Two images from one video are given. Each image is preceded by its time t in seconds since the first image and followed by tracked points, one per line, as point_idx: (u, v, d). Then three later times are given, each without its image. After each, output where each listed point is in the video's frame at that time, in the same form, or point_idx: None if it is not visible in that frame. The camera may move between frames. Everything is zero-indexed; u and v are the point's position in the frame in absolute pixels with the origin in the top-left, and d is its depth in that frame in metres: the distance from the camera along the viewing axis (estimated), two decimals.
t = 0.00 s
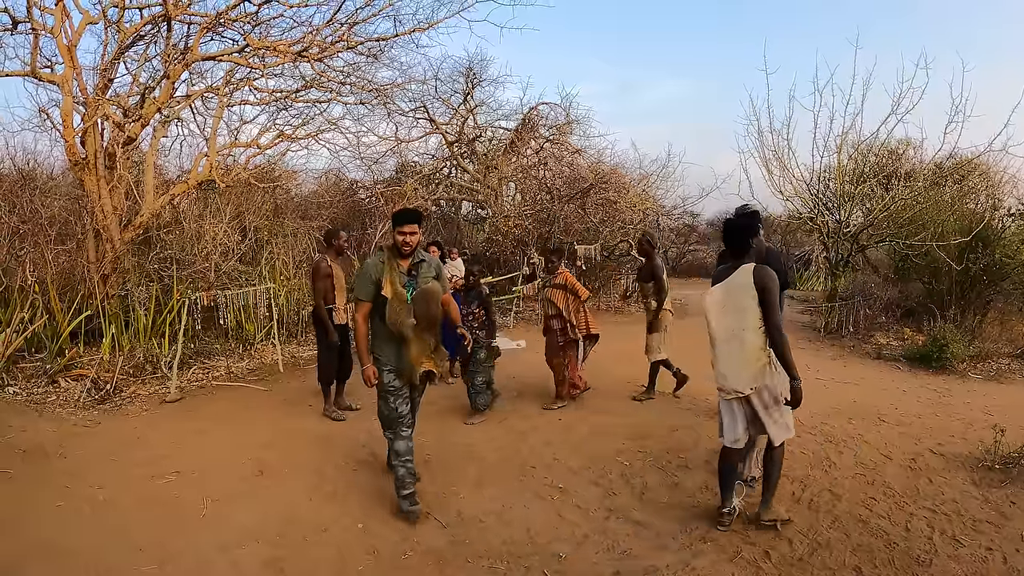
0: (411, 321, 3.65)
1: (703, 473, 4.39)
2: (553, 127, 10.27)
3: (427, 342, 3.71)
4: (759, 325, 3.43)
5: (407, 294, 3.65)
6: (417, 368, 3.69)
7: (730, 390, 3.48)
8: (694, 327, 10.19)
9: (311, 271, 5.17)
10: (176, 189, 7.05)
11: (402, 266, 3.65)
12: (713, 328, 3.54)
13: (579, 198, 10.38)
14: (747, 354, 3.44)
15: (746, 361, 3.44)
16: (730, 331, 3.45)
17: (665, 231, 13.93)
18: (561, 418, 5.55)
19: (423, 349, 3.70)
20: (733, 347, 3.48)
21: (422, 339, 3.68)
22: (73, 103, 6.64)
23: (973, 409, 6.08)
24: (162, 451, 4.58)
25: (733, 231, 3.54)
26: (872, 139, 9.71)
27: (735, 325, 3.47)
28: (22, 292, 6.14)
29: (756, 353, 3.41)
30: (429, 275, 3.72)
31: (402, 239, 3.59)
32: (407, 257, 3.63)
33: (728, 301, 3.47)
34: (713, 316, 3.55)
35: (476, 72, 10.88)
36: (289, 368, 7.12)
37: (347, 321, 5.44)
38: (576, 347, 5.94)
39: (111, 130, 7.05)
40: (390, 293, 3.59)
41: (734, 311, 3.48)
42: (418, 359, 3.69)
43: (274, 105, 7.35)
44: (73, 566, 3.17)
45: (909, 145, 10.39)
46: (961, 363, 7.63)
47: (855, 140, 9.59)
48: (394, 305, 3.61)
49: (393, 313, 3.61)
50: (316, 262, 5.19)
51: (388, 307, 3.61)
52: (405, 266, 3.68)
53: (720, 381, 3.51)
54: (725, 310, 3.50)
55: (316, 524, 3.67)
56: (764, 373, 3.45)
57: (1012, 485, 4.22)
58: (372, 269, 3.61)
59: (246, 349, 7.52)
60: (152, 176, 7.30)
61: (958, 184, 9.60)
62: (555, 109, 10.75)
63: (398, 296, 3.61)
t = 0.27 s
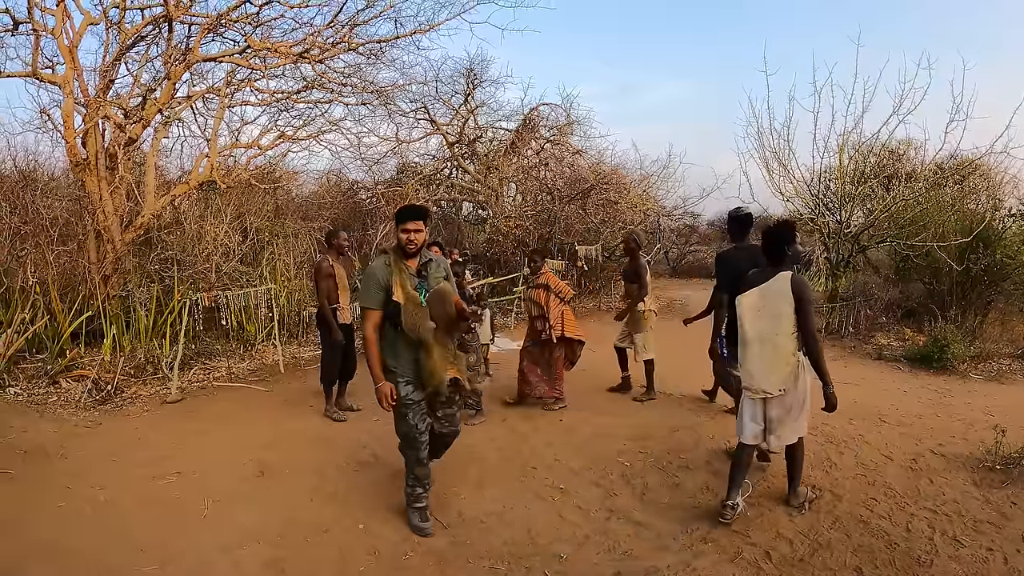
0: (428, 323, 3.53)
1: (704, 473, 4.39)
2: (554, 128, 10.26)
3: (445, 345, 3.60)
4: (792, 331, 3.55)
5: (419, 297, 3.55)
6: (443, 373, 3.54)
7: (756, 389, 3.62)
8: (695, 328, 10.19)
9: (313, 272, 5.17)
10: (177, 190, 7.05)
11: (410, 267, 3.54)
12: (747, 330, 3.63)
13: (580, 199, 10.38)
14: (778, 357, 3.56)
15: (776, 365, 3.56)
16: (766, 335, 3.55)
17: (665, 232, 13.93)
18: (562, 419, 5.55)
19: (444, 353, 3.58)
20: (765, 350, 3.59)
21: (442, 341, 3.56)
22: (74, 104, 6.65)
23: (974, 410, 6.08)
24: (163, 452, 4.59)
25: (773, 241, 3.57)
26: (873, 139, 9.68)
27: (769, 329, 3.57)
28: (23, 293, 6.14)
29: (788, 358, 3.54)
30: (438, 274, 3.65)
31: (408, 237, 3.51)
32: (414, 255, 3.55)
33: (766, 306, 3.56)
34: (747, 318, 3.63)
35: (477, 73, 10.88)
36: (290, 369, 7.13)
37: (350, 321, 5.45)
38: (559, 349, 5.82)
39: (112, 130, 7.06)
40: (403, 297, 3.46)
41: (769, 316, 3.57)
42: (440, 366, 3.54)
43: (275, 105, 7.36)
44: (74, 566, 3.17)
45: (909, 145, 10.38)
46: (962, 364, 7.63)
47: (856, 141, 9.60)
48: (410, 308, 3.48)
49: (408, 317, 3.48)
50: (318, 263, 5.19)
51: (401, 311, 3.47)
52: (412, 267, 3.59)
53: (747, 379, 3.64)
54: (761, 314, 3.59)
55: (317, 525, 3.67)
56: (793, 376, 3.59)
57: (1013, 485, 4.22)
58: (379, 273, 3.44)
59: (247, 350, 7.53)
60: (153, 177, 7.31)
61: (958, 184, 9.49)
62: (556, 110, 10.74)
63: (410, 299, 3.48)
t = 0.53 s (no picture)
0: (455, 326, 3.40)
1: (705, 474, 4.39)
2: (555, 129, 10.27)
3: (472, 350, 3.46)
4: (827, 331, 3.76)
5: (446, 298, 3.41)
6: (471, 380, 3.36)
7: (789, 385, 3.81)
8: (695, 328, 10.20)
9: (312, 272, 5.16)
10: (177, 190, 7.05)
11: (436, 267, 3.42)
12: (784, 328, 3.83)
13: (581, 199, 10.38)
14: (812, 355, 3.76)
15: (810, 362, 3.76)
16: (802, 333, 3.75)
17: (666, 232, 13.95)
18: (563, 420, 5.55)
19: (473, 359, 3.42)
20: (801, 347, 3.80)
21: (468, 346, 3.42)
22: (75, 105, 6.66)
23: (974, 410, 6.08)
24: (164, 452, 4.60)
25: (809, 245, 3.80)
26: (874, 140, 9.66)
27: (805, 328, 3.78)
28: (24, 293, 6.15)
29: (822, 356, 3.74)
30: (462, 276, 3.58)
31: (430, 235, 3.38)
32: (438, 254, 3.43)
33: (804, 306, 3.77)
34: (784, 317, 3.84)
35: (478, 73, 10.88)
36: (291, 369, 7.13)
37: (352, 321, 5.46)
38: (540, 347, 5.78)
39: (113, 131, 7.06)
40: (428, 298, 3.32)
41: (806, 316, 3.79)
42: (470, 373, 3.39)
43: (276, 106, 7.37)
44: (75, 566, 3.18)
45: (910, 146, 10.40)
46: (962, 364, 7.64)
47: (856, 141, 9.61)
48: (435, 311, 3.35)
49: (434, 319, 3.34)
50: (317, 263, 5.18)
51: (426, 314, 3.35)
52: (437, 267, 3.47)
53: (781, 375, 3.83)
54: (797, 313, 3.80)
55: (318, 525, 3.68)
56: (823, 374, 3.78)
57: (1014, 486, 4.23)
58: (401, 272, 3.29)
59: (248, 350, 7.54)
60: (154, 177, 7.31)
61: (959, 185, 9.46)
62: (557, 111, 10.74)
63: (435, 300, 3.35)
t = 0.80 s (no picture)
0: (497, 334, 3.34)
1: (705, 475, 4.39)
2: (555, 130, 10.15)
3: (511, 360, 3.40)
4: (839, 323, 3.85)
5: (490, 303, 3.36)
6: (512, 392, 3.34)
7: (805, 378, 3.84)
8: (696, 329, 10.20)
9: (311, 273, 5.14)
10: (178, 191, 7.05)
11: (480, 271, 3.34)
12: (799, 323, 3.88)
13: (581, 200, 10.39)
14: (828, 348, 3.82)
15: (826, 356, 3.82)
16: (818, 327, 3.81)
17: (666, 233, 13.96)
18: (563, 420, 5.55)
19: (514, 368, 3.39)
20: (816, 342, 3.84)
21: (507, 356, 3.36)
22: (75, 105, 6.66)
23: (975, 410, 6.08)
24: (165, 453, 4.60)
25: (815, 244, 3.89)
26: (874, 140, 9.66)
27: (819, 323, 3.85)
28: (24, 294, 6.16)
29: (838, 349, 3.81)
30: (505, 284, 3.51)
31: (479, 240, 3.29)
32: (484, 259, 3.35)
33: (818, 300, 3.84)
34: (799, 311, 3.89)
35: (478, 74, 10.89)
36: (292, 370, 7.13)
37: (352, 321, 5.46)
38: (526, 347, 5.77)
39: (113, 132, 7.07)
40: (474, 304, 3.26)
41: (819, 310, 3.86)
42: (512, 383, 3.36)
43: (277, 107, 7.38)
44: (76, 566, 3.18)
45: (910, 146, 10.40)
46: (963, 364, 7.64)
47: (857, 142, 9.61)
48: (480, 317, 3.28)
49: (479, 326, 3.27)
50: (316, 264, 5.17)
51: (470, 320, 3.27)
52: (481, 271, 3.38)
53: (798, 369, 3.86)
54: (812, 308, 3.86)
55: (319, 526, 3.68)
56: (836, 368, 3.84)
57: (1014, 486, 4.23)
58: (445, 277, 3.16)
59: (249, 351, 7.55)
60: (154, 178, 7.32)
61: (960, 185, 9.48)
62: (558, 111, 10.74)
63: (481, 306, 3.29)
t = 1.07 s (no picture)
0: (543, 334, 3.12)
1: (706, 475, 4.40)
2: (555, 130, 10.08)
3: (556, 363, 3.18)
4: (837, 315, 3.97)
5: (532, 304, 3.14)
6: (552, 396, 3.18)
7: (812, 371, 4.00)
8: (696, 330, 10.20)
9: (310, 274, 5.13)
10: (178, 192, 7.06)
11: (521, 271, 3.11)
12: (800, 319, 4.01)
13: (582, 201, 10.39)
14: (830, 340, 3.96)
15: (830, 347, 3.96)
16: (819, 322, 3.94)
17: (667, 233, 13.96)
18: (564, 421, 5.55)
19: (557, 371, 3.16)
20: (819, 335, 3.97)
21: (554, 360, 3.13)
22: (76, 106, 6.67)
23: (975, 411, 6.09)
24: (165, 453, 4.60)
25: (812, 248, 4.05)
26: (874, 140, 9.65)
27: (820, 317, 3.97)
28: (25, 294, 6.16)
29: (841, 339, 3.95)
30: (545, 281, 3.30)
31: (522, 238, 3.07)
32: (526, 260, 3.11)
33: (814, 295, 3.96)
34: (798, 308, 4.02)
35: (478, 75, 10.89)
36: (292, 370, 7.13)
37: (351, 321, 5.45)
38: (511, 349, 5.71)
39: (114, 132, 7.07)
40: (518, 306, 3.03)
41: (818, 304, 3.98)
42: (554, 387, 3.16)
43: (277, 108, 7.38)
44: (77, 567, 3.19)
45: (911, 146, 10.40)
46: (964, 365, 7.64)
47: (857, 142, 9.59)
48: (524, 318, 3.05)
49: (524, 328, 3.05)
50: (315, 265, 5.15)
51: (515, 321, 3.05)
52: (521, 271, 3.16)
53: (804, 362, 4.01)
54: (811, 303, 3.98)
55: (320, 526, 3.69)
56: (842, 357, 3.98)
57: (1015, 486, 4.23)
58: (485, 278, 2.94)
59: (249, 351, 7.55)
60: (155, 178, 7.32)
61: (961, 185, 9.44)
62: (558, 112, 10.74)
63: (525, 307, 3.05)
